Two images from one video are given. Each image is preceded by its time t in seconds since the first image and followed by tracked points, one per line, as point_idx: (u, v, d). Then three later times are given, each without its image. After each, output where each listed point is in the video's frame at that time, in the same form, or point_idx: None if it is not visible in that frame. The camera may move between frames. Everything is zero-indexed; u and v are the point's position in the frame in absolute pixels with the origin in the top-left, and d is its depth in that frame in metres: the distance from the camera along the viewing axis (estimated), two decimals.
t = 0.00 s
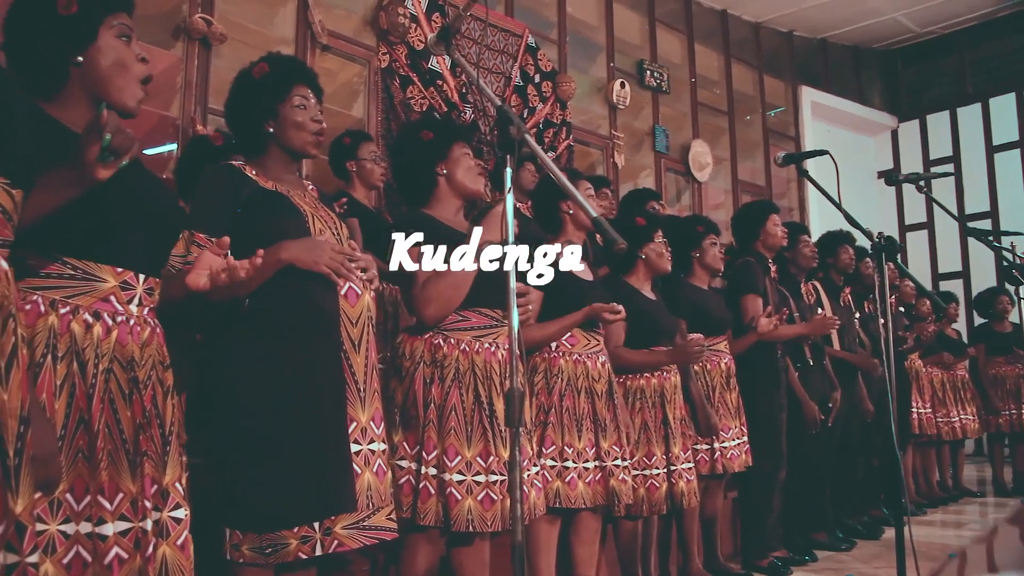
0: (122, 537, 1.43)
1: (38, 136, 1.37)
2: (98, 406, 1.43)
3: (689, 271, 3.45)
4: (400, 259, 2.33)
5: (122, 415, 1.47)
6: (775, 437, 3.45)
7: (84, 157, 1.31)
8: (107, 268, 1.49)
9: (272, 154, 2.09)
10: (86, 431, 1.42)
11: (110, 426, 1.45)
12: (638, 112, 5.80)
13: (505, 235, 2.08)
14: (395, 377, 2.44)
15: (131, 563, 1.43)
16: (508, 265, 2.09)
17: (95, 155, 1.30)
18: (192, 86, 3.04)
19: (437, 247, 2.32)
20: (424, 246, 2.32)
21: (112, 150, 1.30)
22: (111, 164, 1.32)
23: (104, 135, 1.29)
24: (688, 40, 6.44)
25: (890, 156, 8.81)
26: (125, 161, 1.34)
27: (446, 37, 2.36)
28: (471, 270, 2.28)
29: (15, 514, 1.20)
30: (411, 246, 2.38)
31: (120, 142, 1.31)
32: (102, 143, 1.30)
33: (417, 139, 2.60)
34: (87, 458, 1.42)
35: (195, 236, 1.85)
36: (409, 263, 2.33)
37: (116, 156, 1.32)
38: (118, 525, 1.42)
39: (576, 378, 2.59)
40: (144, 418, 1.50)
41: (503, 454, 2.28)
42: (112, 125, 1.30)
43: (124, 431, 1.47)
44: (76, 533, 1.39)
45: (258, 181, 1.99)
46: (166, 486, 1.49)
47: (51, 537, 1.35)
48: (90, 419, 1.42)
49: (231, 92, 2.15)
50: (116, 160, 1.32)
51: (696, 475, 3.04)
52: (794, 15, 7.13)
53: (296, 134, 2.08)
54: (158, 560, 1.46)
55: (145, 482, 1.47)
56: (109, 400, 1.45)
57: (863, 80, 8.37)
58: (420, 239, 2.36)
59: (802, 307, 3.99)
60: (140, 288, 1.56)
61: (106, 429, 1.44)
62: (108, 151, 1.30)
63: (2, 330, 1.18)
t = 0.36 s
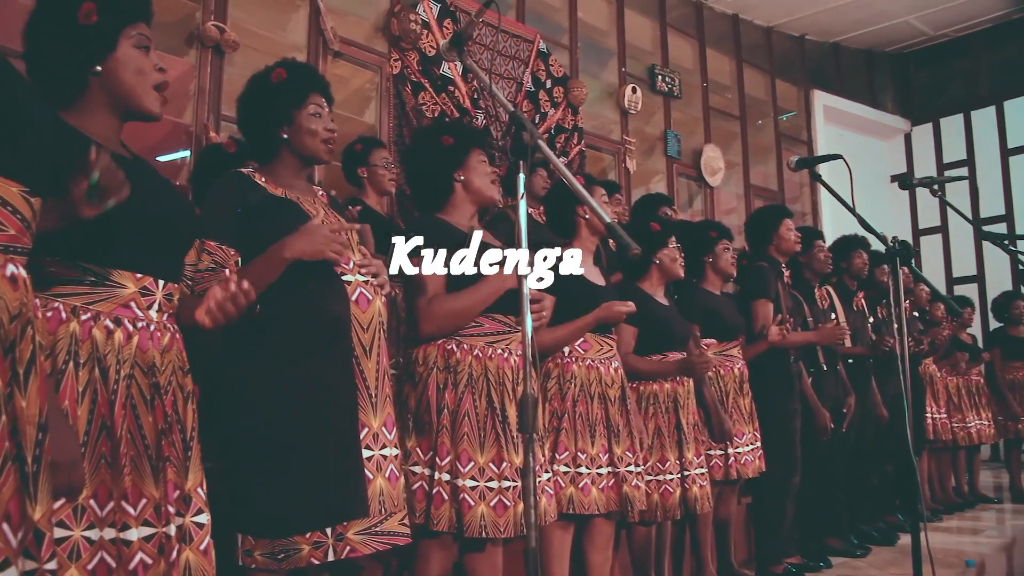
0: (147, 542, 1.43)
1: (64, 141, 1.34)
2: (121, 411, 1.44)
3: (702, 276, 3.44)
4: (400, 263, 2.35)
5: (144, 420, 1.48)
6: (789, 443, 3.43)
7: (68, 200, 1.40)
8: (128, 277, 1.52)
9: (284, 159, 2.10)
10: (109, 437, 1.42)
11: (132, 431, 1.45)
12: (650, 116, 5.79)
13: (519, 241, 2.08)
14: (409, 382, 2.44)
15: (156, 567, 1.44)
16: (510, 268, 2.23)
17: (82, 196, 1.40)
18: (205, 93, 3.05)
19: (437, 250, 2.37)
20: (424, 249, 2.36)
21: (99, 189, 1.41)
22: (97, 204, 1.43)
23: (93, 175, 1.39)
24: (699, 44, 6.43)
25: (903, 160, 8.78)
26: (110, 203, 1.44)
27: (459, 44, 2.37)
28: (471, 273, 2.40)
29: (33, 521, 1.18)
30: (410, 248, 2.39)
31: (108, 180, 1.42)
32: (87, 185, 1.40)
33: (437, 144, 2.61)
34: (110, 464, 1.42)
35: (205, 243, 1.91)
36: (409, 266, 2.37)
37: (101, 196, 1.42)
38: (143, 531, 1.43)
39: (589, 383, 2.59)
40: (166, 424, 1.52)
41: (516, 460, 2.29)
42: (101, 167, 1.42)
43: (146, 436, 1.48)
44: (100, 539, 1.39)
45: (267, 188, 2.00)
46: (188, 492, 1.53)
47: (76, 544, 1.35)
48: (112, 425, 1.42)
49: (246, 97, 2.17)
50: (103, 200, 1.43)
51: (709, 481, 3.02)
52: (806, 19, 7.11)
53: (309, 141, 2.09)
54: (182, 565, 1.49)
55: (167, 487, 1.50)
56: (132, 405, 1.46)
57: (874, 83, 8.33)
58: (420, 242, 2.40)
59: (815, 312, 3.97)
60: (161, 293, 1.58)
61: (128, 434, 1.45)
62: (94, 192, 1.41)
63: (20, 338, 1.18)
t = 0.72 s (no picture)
0: (165, 550, 1.44)
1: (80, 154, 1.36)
2: (139, 419, 1.45)
3: (714, 282, 3.44)
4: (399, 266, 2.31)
5: (162, 428, 1.48)
6: (802, 449, 3.41)
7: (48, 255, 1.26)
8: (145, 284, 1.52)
9: (296, 166, 2.10)
10: (127, 445, 1.43)
11: (149, 439, 1.46)
12: (661, 122, 5.79)
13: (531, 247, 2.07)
14: (422, 391, 2.44)
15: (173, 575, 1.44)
16: (512, 273, 2.37)
17: (57, 258, 1.26)
18: (217, 100, 3.06)
19: (437, 255, 2.38)
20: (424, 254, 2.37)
21: (79, 259, 1.26)
22: (71, 268, 1.27)
23: (76, 243, 1.26)
24: (710, 50, 6.42)
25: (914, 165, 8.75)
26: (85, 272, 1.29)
27: (470, 51, 2.38)
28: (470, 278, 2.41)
29: (52, 527, 1.16)
30: (410, 253, 2.41)
31: (91, 253, 1.27)
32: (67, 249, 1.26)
33: (455, 150, 2.61)
34: (128, 472, 1.43)
35: (217, 252, 1.90)
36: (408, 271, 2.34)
37: (78, 265, 1.27)
38: (160, 538, 1.44)
39: (601, 390, 2.58)
40: (183, 431, 1.52)
41: (529, 467, 2.28)
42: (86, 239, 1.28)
43: (163, 444, 1.48)
44: (119, 546, 1.40)
45: (278, 196, 2.00)
46: (206, 499, 1.51)
47: (96, 551, 1.37)
48: (130, 432, 1.43)
49: (259, 105, 2.18)
50: (78, 268, 1.27)
51: (723, 487, 3.01)
52: (816, 24, 7.10)
53: (321, 147, 2.10)
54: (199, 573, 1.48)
55: (185, 495, 1.49)
56: (149, 413, 1.47)
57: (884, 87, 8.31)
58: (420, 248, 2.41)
59: (828, 317, 3.96)
60: (177, 301, 1.58)
61: (146, 442, 1.46)
62: (72, 260, 1.26)
63: (40, 345, 1.17)
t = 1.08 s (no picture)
0: (174, 557, 1.44)
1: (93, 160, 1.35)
2: (149, 426, 1.45)
3: (722, 288, 3.44)
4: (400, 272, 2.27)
5: (171, 435, 1.48)
6: (811, 455, 3.40)
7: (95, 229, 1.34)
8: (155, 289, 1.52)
9: (304, 173, 2.11)
10: (137, 451, 1.43)
11: (159, 446, 1.46)
12: (668, 128, 5.79)
13: (540, 253, 2.07)
14: (430, 398, 2.43)
15: None
16: (511, 278, 2.39)
17: (106, 228, 1.33)
18: (226, 107, 3.07)
19: (437, 261, 2.40)
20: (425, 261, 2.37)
21: (124, 227, 1.33)
22: (119, 237, 1.34)
23: (119, 210, 1.31)
24: (718, 56, 6.42)
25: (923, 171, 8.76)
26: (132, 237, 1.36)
27: (478, 57, 2.38)
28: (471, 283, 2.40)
29: (62, 533, 1.17)
30: (410, 259, 2.44)
31: (134, 220, 1.33)
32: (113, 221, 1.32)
33: (464, 156, 2.61)
34: (139, 478, 1.43)
35: (226, 258, 1.91)
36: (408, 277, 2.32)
37: (124, 232, 1.33)
38: (170, 546, 1.44)
39: (610, 396, 2.58)
40: (192, 438, 1.51)
41: (539, 473, 2.27)
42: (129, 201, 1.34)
43: (173, 451, 1.48)
44: (129, 554, 1.40)
45: (287, 203, 2.00)
46: (214, 506, 1.51)
47: (105, 558, 1.36)
48: (141, 439, 1.43)
49: (268, 111, 2.18)
50: (126, 234, 1.34)
51: (732, 494, 2.99)
52: (823, 30, 7.09)
53: (329, 153, 2.10)
54: None
55: (194, 502, 1.49)
56: (159, 420, 1.47)
57: (892, 92, 8.29)
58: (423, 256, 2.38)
59: (838, 323, 3.95)
60: (187, 308, 1.59)
61: (156, 448, 1.45)
62: (118, 228, 1.33)
63: (51, 353, 1.19)
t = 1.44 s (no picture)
0: (183, 562, 1.43)
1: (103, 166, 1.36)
2: (158, 430, 1.45)
3: (731, 292, 3.43)
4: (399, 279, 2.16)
5: (180, 439, 1.48)
6: (820, 460, 3.39)
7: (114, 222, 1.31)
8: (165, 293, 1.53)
9: (313, 178, 2.11)
10: (146, 456, 1.43)
11: (168, 450, 1.46)
12: (675, 133, 5.79)
13: (548, 258, 2.07)
14: (438, 402, 2.43)
15: None
16: (512, 285, 2.39)
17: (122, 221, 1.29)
18: (234, 113, 3.07)
19: (437, 268, 2.41)
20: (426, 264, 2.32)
21: (140, 219, 1.28)
22: (137, 230, 1.30)
23: (132, 204, 1.26)
24: (724, 60, 6.42)
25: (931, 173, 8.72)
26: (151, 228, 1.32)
27: (486, 62, 2.38)
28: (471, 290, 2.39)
29: (72, 538, 1.16)
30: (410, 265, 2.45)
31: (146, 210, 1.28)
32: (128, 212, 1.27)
33: (471, 161, 2.62)
34: (148, 483, 1.43)
35: (234, 262, 1.87)
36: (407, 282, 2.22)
37: (142, 222, 1.29)
38: (179, 550, 1.43)
39: (619, 401, 2.57)
40: (202, 442, 1.51)
41: (547, 477, 2.27)
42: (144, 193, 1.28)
43: (182, 455, 1.48)
44: (137, 559, 1.40)
45: (297, 208, 2.00)
46: (223, 511, 1.51)
47: (113, 563, 1.36)
48: (149, 444, 1.43)
49: (277, 117, 2.19)
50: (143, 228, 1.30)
51: (740, 499, 2.98)
52: (830, 34, 7.08)
53: (337, 159, 2.10)
54: None
55: (203, 507, 1.49)
56: (168, 425, 1.47)
57: (899, 95, 8.27)
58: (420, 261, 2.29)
59: (846, 327, 3.94)
60: (196, 312, 1.58)
61: (165, 453, 1.45)
62: (133, 221, 1.28)
63: (61, 359, 1.18)
